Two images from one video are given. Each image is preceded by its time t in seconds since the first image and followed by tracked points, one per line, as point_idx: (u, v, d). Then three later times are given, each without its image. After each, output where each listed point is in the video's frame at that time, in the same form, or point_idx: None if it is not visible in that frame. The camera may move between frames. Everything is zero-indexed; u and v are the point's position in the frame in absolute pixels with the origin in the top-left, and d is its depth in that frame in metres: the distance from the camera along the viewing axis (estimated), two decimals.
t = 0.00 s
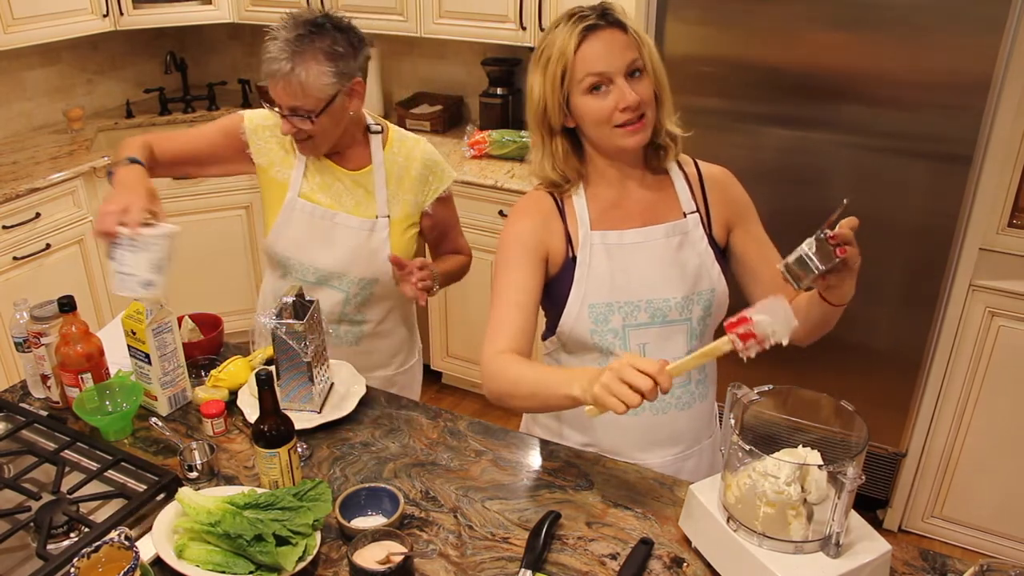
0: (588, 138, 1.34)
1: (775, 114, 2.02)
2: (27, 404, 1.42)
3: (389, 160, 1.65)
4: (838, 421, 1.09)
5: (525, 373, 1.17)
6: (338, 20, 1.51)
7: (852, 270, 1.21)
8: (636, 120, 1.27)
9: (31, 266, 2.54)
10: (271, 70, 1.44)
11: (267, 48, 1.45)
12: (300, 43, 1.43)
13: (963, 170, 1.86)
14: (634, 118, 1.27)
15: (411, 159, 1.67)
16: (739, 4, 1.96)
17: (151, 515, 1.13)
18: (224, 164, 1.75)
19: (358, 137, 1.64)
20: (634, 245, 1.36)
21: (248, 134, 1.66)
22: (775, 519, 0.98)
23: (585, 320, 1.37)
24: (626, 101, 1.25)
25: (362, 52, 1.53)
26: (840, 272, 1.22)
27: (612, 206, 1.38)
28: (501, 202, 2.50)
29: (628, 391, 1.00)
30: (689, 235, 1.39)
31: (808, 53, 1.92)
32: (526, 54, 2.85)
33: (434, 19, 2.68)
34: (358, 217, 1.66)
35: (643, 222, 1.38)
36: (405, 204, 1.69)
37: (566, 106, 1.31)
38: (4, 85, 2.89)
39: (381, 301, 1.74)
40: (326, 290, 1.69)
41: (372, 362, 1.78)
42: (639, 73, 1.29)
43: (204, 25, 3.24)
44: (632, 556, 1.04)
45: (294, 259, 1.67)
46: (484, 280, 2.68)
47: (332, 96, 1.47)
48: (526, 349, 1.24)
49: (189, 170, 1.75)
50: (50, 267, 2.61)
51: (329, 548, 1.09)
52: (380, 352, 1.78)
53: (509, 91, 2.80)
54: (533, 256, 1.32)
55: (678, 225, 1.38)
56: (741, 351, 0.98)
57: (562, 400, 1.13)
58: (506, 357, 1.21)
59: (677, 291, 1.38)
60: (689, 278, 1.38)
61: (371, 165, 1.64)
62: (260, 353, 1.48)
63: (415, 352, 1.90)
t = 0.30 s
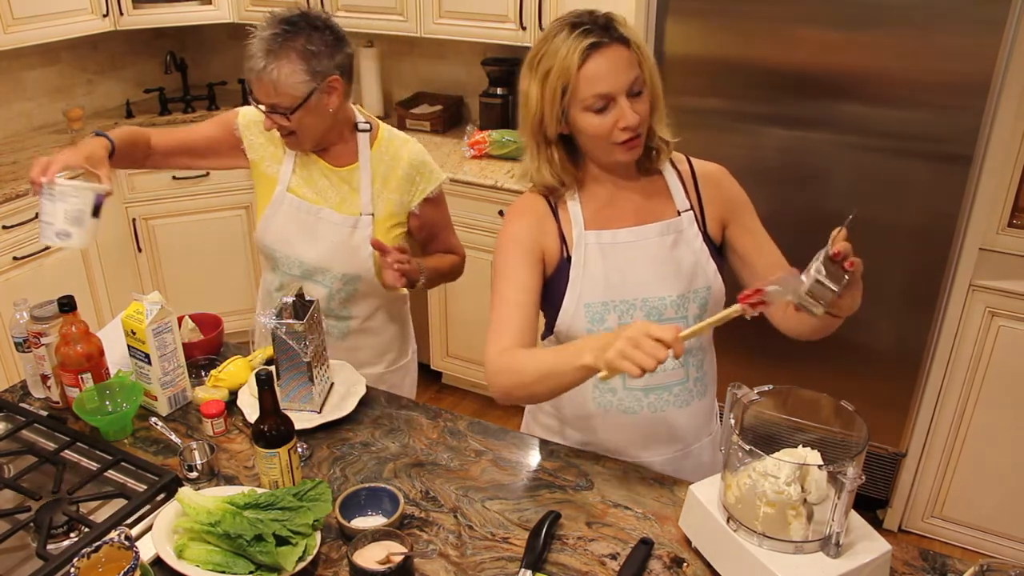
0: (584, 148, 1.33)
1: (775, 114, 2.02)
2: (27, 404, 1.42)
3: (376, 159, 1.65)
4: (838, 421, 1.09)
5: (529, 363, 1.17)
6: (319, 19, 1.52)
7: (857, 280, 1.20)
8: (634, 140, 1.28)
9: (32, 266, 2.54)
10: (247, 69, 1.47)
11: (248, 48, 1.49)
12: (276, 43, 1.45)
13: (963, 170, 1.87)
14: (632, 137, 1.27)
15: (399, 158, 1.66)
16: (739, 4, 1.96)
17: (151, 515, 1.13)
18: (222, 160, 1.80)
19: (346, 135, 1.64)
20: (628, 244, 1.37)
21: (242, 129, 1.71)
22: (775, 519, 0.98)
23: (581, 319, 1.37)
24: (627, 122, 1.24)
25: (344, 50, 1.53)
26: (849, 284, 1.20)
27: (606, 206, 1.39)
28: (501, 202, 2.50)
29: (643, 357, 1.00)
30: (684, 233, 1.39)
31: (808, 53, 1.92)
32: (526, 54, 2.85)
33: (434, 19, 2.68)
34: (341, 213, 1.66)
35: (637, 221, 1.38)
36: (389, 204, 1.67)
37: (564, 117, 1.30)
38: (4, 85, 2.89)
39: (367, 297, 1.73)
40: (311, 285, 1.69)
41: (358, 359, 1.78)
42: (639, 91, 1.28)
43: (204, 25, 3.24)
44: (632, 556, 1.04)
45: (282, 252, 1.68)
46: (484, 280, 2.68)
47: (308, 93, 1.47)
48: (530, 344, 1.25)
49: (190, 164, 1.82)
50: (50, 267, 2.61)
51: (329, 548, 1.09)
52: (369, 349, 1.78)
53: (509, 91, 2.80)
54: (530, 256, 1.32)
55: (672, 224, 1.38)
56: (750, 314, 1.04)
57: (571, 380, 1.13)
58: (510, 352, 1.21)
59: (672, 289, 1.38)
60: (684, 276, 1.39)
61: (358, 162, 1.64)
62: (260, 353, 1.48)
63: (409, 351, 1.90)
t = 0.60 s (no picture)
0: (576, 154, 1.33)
1: (775, 114, 2.02)
2: (27, 404, 1.42)
3: (359, 160, 1.65)
4: (838, 421, 1.09)
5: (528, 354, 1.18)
6: (302, 20, 1.52)
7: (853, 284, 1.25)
8: (623, 147, 1.28)
9: (32, 266, 2.54)
10: (235, 72, 1.49)
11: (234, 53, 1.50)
12: (261, 46, 1.46)
13: (963, 170, 1.87)
14: (622, 145, 1.27)
15: (381, 161, 1.65)
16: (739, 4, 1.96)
17: (151, 515, 1.13)
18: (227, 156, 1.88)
19: (335, 134, 1.63)
20: (626, 245, 1.37)
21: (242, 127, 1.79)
22: (775, 519, 0.98)
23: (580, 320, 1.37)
24: (616, 130, 1.25)
25: (329, 48, 1.53)
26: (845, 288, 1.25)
27: (603, 206, 1.39)
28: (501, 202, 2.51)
29: (665, 317, 1.02)
30: (682, 233, 1.39)
31: (808, 53, 1.92)
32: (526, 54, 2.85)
33: (434, 19, 2.67)
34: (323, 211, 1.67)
35: (636, 222, 1.39)
36: (367, 207, 1.67)
37: (552, 124, 1.30)
38: (4, 85, 2.89)
39: (345, 294, 1.73)
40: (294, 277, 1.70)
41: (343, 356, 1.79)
42: (627, 97, 1.27)
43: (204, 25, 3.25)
44: (632, 556, 1.04)
45: (265, 245, 1.70)
46: (483, 280, 2.68)
47: (293, 93, 1.48)
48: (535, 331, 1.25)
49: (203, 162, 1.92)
50: (50, 267, 2.61)
51: (329, 548, 1.09)
52: (351, 346, 1.78)
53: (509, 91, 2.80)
54: (528, 253, 1.32)
55: (670, 224, 1.39)
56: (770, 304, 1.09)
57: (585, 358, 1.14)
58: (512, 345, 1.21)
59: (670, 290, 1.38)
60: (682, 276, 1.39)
61: (342, 162, 1.65)
62: (260, 353, 1.48)
63: (397, 352, 1.90)
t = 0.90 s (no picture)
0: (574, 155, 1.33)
1: (775, 114, 2.02)
2: (27, 404, 1.42)
3: (330, 155, 1.66)
4: (838, 421, 1.09)
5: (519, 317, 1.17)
6: (275, 19, 1.53)
7: (857, 283, 1.28)
8: (621, 148, 1.28)
9: (31, 266, 2.54)
10: (221, 79, 1.49)
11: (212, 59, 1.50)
12: (244, 48, 1.47)
13: (964, 171, 1.87)
14: (619, 146, 1.27)
15: (350, 156, 1.65)
16: (739, 4, 1.96)
17: (151, 516, 1.13)
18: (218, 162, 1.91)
19: (308, 133, 1.65)
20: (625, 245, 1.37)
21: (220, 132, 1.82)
22: (775, 519, 0.98)
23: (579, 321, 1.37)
24: (613, 132, 1.24)
25: (305, 44, 1.56)
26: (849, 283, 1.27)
27: (602, 206, 1.39)
28: (501, 202, 2.51)
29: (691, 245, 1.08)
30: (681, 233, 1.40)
31: (808, 53, 1.92)
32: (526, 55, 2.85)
33: (434, 19, 2.67)
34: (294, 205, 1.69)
35: (636, 222, 1.39)
36: (336, 201, 1.67)
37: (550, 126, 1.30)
38: (4, 85, 2.89)
39: (318, 287, 1.74)
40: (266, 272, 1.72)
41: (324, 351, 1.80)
42: (624, 99, 1.27)
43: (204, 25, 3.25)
44: (632, 556, 1.04)
45: (236, 240, 1.72)
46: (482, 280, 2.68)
47: (282, 91, 1.50)
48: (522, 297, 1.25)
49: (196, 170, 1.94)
50: (50, 267, 2.61)
51: (329, 548, 1.09)
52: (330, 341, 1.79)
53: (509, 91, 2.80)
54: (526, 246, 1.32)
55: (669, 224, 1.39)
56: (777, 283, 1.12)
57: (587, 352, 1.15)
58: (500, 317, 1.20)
59: (670, 289, 1.38)
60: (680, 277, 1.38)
61: (313, 157, 1.66)
62: (259, 353, 1.48)
63: (378, 343, 1.90)
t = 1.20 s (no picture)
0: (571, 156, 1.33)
1: (775, 114, 2.02)
2: (27, 404, 1.42)
3: (293, 145, 1.73)
4: (838, 421, 1.09)
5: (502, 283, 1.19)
6: (239, 15, 1.58)
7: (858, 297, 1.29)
8: (617, 148, 1.28)
9: (31, 266, 2.54)
10: (201, 75, 1.51)
11: (185, 57, 1.52)
12: (222, 43, 1.50)
13: (964, 171, 1.87)
14: (615, 146, 1.27)
15: (313, 144, 1.73)
16: (739, 4, 1.96)
17: (151, 515, 1.13)
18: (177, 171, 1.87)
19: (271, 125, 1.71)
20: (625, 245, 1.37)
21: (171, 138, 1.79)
22: (775, 520, 0.98)
23: (578, 322, 1.37)
24: (608, 132, 1.24)
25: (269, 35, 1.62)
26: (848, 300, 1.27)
27: (601, 206, 1.39)
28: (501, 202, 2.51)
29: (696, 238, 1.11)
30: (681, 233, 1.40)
31: (808, 53, 1.92)
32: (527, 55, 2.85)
33: (434, 19, 2.68)
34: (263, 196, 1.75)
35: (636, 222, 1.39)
36: (304, 187, 1.75)
37: (545, 127, 1.31)
38: (4, 85, 2.90)
39: (292, 274, 1.80)
40: (240, 267, 1.78)
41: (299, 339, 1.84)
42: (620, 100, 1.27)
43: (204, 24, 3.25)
44: (632, 556, 1.04)
45: (207, 240, 1.77)
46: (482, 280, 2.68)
47: (261, 80, 1.56)
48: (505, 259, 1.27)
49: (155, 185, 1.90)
50: (50, 267, 2.61)
51: (329, 548, 1.09)
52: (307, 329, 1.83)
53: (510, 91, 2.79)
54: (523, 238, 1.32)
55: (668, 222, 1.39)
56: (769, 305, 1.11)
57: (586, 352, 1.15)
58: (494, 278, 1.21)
59: (669, 289, 1.38)
60: (680, 277, 1.38)
61: (276, 148, 1.73)
62: (259, 353, 1.48)
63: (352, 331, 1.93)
